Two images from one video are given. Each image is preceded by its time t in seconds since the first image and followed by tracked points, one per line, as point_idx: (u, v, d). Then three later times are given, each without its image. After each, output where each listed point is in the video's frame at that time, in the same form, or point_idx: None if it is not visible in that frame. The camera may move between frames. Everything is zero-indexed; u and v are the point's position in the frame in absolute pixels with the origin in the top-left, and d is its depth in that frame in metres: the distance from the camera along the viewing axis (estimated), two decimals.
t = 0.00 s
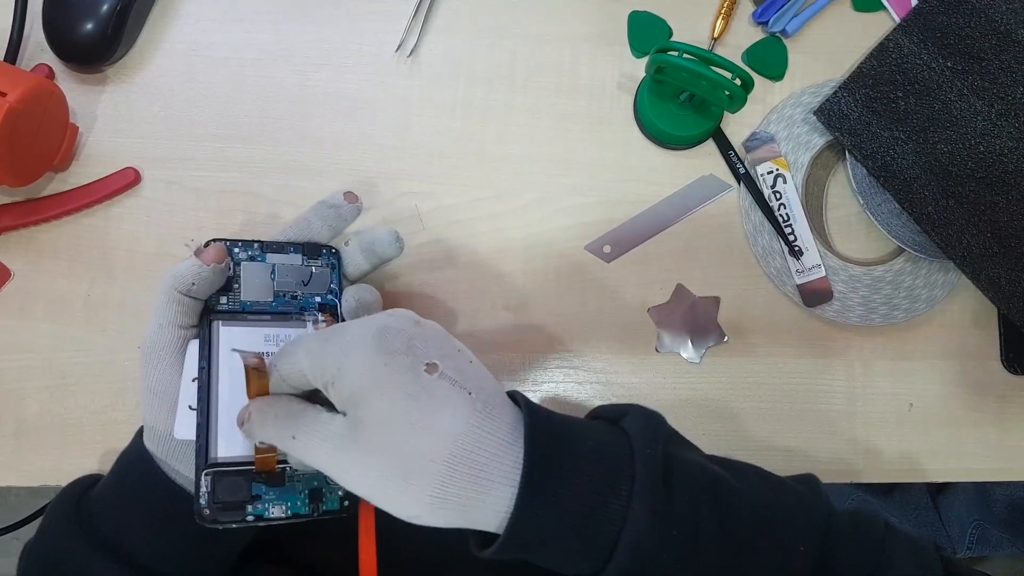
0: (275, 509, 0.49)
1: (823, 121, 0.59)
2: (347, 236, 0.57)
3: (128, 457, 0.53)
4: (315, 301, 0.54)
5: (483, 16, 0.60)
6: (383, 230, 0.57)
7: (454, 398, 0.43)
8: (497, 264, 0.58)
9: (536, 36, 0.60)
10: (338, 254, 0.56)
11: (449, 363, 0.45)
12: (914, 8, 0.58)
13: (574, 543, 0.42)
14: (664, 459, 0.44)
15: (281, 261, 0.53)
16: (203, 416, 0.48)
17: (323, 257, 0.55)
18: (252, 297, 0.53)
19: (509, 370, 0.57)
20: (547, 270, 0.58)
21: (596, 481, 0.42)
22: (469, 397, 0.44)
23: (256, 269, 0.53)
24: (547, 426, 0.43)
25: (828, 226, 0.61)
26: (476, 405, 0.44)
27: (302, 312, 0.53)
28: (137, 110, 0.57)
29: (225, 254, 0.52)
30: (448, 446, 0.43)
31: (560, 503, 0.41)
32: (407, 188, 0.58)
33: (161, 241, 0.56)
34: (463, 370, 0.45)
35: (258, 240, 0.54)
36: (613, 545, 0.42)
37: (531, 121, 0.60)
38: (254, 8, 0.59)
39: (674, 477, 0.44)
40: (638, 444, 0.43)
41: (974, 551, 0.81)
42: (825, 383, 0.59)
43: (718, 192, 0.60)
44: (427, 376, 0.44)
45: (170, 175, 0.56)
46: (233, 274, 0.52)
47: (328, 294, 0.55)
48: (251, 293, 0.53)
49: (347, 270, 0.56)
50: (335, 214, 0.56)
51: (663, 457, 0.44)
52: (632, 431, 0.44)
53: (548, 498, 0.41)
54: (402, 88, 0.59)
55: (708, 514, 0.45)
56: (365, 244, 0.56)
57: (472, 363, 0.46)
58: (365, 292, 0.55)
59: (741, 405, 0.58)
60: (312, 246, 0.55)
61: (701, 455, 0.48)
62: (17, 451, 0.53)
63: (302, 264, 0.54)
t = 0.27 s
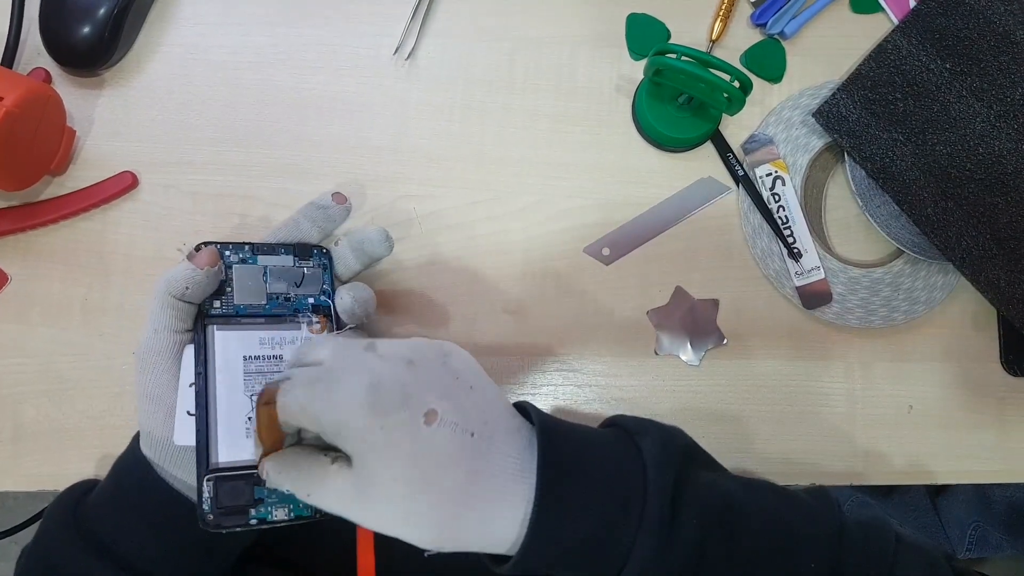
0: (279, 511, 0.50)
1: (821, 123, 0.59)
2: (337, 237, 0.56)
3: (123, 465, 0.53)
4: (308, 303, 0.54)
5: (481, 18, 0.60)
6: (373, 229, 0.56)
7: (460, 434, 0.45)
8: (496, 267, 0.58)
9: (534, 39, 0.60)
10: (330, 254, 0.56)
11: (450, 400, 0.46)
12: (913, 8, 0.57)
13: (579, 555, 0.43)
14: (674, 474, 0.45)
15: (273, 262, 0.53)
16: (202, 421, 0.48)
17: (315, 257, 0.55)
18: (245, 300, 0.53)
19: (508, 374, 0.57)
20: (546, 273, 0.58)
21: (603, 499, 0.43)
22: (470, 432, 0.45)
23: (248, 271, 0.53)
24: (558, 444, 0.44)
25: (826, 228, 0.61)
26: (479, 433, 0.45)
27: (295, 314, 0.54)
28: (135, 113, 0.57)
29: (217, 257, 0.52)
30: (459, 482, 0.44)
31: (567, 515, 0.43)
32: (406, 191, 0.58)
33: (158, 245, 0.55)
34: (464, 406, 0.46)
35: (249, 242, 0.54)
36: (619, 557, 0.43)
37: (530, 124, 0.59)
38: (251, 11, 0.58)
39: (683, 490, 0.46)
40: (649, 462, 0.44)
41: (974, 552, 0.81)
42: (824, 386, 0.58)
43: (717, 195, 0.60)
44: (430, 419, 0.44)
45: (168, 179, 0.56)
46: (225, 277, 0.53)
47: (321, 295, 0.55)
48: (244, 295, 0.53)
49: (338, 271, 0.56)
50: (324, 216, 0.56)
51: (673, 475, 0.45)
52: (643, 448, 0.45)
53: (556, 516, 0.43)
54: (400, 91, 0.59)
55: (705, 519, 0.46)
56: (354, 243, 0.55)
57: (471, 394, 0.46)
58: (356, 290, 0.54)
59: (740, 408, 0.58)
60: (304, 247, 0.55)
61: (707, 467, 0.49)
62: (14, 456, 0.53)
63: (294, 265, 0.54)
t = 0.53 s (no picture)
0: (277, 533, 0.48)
1: (820, 123, 0.60)
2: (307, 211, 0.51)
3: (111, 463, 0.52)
4: (283, 295, 0.50)
5: (480, 18, 0.60)
6: (347, 205, 0.49)
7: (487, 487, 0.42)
8: (496, 266, 0.58)
9: (534, 38, 0.60)
10: (300, 234, 0.51)
11: (487, 449, 0.43)
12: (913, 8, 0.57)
13: None
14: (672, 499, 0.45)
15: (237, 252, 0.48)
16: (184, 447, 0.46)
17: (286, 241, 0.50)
18: (214, 303, 0.49)
19: (508, 373, 0.57)
20: (546, 273, 0.58)
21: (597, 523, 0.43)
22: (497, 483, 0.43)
23: (212, 265, 0.48)
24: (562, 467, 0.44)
25: (826, 227, 0.61)
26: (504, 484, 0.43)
27: (269, 310, 0.50)
28: (134, 112, 0.57)
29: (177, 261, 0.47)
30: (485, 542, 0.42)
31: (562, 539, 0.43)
32: (406, 190, 0.58)
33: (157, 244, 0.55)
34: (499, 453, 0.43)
35: (206, 230, 0.49)
36: None
37: (529, 123, 0.59)
38: (251, 10, 0.58)
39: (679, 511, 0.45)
40: (648, 488, 0.45)
41: (974, 553, 0.80)
42: (824, 385, 0.58)
43: (717, 194, 0.60)
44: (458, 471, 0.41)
45: (168, 178, 0.56)
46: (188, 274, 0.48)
47: (296, 285, 0.50)
48: (210, 295, 0.48)
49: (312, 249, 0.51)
50: (291, 185, 0.50)
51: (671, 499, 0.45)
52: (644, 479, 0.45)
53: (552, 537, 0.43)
54: (399, 90, 0.59)
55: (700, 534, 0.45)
56: (327, 219, 0.49)
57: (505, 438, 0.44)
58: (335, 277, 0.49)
59: (740, 407, 0.58)
60: (270, 229, 0.50)
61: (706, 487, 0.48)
62: (14, 455, 0.53)
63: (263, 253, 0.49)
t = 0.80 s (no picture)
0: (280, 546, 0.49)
1: (820, 124, 0.59)
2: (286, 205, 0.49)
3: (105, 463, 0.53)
4: (268, 304, 0.48)
5: (480, 19, 0.60)
6: (333, 204, 0.48)
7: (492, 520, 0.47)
8: (495, 268, 0.58)
9: (533, 39, 0.60)
10: (281, 234, 0.48)
11: (491, 475, 0.48)
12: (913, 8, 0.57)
13: None
14: (671, 506, 0.48)
15: (212, 264, 0.46)
16: (181, 473, 0.46)
17: (265, 244, 0.48)
18: (194, 319, 0.47)
19: (507, 374, 0.57)
20: (545, 274, 0.58)
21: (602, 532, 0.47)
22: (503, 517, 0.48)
23: (189, 279, 0.47)
24: (562, 477, 0.48)
25: (825, 229, 0.61)
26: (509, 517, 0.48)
27: (256, 322, 0.48)
28: (134, 114, 0.57)
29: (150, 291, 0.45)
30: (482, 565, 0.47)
31: (572, 544, 0.47)
32: (405, 191, 0.58)
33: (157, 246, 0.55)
34: (507, 488, 0.48)
35: (179, 240, 0.47)
36: None
37: (529, 124, 0.59)
38: (250, 12, 0.58)
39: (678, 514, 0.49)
40: (648, 498, 0.48)
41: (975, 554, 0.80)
42: (823, 386, 0.58)
43: (717, 195, 0.60)
44: (469, 510, 0.46)
45: (167, 179, 0.56)
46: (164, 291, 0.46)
47: (281, 292, 0.48)
48: (190, 311, 0.47)
49: (295, 246, 0.49)
50: (267, 179, 0.48)
51: (670, 506, 0.48)
52: (643, 490, 0.49)
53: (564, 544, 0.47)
54: (399, 92, 0.59)
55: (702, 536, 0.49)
56: (313, 219, 0.48)
57: (513, 471, 0.49)
58: (325, 283, 0.47)
59: (740, 409, 0.58)
60: (248, 233, 0.48)
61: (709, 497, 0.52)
62: (13, 456, 0.53)
63: (242, 260, 0.47)
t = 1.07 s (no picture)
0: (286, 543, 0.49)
1: (820, 125, 0.60)
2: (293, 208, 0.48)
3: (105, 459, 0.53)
4: (274, 312, 0.48)
5: (480, 20, 0.60)
6: (341, 209, 0.47)
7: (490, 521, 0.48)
8: (495, 268, 0.58)
9: (534, 40, 0.60)
10: (288, 240, 0.48)
11: (485, 476, 0.48)
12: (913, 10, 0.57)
13: None
14: (671, 498, 0.49)
15: (220, 273, 0.46)
16: (189, 477, 0.46)
17: (271, 251, 0.48)
18: (200, 329, 0.47)
19: (508, 374, 0.57)
20: (545, 274, 0.58)
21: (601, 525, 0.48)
22: (502, 518, 0.48)
23: (196, 289, 0.46)
24: (564, 468, 0.49)
25: (825, 230, 0.61)
26: (507, 516, 0.48)
27: (262, 330, 0.48)
28: (136, 114, 0.57)
29: (158, 310, 0.45)
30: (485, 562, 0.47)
31: (569, 535, 0.47)
32: (406, 192, 0.58)
33: (159, 246, 0.56)
34: (502, 489, 0.48)
35: (183, 249, 0.46)
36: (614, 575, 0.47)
37: (529, 125, 0.60)
38: (252, 13, 0.59)
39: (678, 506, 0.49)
40: (648, 490, 0.48)
41: (975, 555, 0.80)
42: (823, 387, 0.59)
43: (717, 195, 0.60)
44: (464, 514, 0.47)
45: (169, 180, 0.56)
46: (171, 302, 0.46)
47: (288, 299, 0.48)
48: (197, 321, 0.46)
49: (301, 250, 0.49)
50: (274, 184, 0.47)
51: (670, 498, 0.48)
52: (644, 481, 0.49)
53: (563, 537, 0.48)
54: (400, 93, 0.59)
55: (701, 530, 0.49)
56: (321, 224, 0.47)
57: (508, 472, 0.49)
58: (331, 292, 0.47)
59: (739, 409, 0.58)
60: (253, 240, 0.47)
61: (708, 489, 0.52)
62: (15, 455, 0.53)
63: (248, 269, 0.47)
